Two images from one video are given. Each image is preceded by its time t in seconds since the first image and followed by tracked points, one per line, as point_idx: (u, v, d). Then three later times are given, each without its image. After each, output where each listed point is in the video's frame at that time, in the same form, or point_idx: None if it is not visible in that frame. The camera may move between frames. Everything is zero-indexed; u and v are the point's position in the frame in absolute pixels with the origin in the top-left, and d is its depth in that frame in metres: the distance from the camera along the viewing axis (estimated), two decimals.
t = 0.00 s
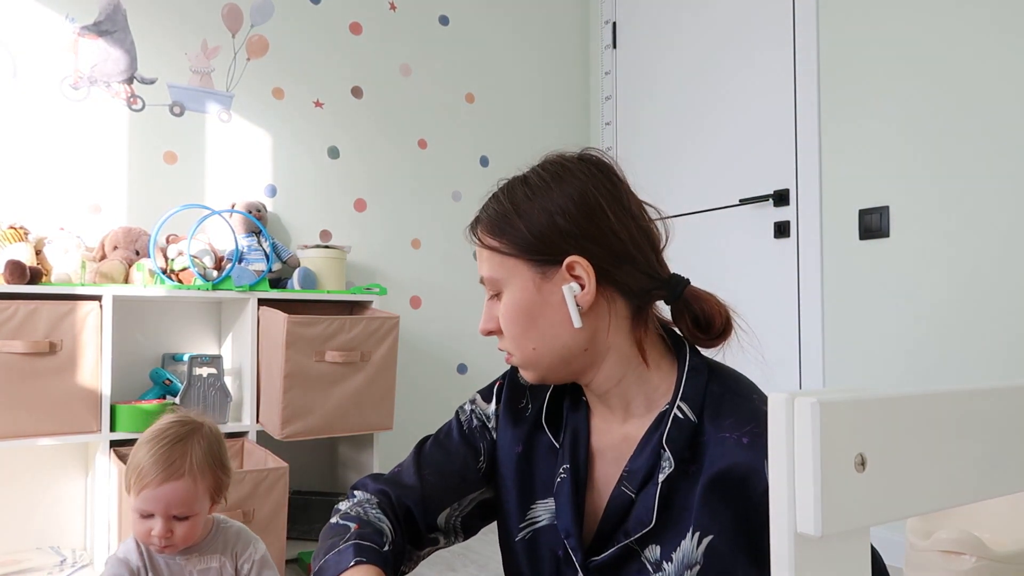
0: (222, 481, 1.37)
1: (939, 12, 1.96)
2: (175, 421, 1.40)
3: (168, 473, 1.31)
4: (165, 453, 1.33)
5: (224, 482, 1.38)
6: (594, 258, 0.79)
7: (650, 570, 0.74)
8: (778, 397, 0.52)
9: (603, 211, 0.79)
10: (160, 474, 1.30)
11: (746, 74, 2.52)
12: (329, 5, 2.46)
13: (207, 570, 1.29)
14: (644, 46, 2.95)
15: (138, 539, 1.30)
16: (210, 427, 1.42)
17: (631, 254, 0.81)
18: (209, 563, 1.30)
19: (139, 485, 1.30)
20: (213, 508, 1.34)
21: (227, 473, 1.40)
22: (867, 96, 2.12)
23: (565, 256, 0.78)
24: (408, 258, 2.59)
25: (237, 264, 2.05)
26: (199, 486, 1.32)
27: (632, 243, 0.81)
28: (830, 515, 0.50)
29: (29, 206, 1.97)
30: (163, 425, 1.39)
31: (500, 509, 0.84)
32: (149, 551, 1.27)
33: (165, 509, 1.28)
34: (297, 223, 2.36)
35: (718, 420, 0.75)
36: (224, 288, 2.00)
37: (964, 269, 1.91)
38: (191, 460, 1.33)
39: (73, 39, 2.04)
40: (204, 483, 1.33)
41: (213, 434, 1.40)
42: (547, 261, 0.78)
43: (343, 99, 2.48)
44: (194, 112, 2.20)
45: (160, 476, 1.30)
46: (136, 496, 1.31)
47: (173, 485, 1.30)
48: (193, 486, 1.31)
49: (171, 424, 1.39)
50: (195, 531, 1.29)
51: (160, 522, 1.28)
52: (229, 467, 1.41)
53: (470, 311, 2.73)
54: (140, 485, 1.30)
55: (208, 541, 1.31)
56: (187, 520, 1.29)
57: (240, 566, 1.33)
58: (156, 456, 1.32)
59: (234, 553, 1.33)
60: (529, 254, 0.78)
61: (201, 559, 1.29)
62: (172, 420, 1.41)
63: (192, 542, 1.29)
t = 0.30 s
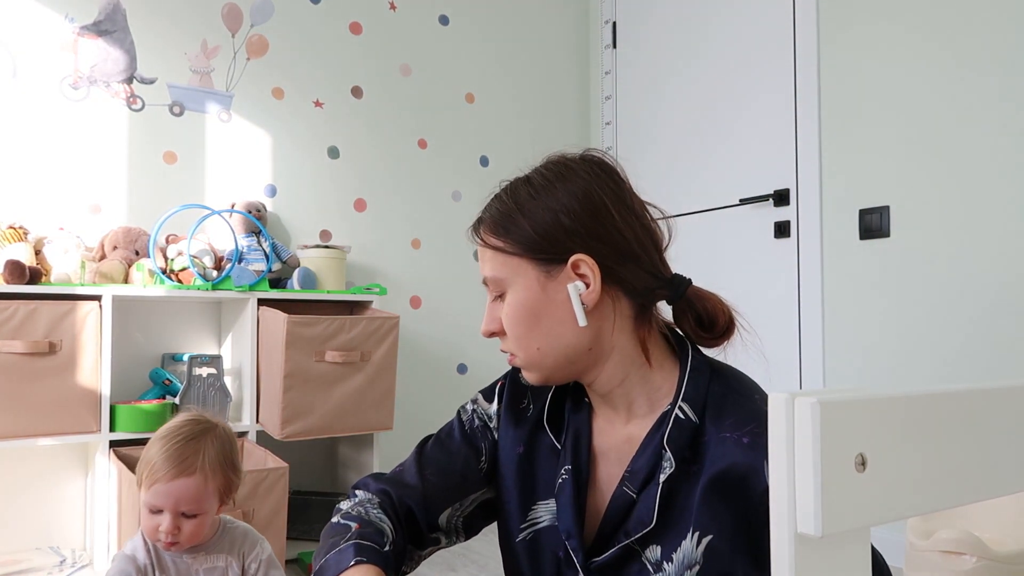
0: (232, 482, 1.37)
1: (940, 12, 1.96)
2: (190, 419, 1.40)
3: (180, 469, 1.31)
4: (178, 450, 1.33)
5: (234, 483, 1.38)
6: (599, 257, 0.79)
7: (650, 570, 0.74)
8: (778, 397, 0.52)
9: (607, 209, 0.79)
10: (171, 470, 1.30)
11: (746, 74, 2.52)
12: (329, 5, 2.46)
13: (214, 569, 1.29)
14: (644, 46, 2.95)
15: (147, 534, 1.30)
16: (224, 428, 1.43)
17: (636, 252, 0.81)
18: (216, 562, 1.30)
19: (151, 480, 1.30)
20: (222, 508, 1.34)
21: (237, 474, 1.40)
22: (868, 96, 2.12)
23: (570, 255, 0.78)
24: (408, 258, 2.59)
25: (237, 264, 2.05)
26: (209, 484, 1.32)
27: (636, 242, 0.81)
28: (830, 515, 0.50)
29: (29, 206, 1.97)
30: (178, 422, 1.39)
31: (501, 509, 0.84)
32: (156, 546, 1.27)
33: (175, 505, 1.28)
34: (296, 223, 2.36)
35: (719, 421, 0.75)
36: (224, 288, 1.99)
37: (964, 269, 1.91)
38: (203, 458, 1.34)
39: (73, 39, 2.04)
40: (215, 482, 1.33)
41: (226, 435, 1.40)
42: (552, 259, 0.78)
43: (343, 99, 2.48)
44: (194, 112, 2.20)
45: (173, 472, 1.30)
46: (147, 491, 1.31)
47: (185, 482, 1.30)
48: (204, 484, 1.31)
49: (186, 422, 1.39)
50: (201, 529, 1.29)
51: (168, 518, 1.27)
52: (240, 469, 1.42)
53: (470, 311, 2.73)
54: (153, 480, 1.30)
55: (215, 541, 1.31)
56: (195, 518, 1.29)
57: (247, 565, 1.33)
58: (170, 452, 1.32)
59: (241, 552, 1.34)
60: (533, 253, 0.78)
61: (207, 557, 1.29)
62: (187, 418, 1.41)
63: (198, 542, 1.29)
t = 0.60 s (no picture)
0: (230, 490, 1.36)
1: (940, 12, 1.96)
2: (190, 426, 1.40)
3: (176, 478, 1.31)
4: (173, 458, 1.32)
5: (231, 491, 1.37)
6: (603, 258, 0.79)
7: (650, 572, 0.74)
8: (778, 397, 0.52)
9: (611, 210, 0.79)
10: (167, 478, 1.31)
11: (746, 75, 2.52)
12: (329, 5, 2.46)
13: (218, 570, 1.30)
14: (644, 46, 2.95)
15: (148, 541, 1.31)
16: (223, 434, 1.42)
17: (639, 252, 0.81)
18: (220, 563, 1.30)
19: (147, 487, 1.31)
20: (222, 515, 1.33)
21: (236, 482, 1.39)
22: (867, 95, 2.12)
23: (574, 257, 0.78)
24: (408, 258, 2.59)
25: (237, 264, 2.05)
26: (205, 493, 1.31)
27: (639, 242, 0.81)
28: (830, 515, 0.50)
29: (29, 206, 1.97)
30: (177, 429, 1.39)
31: (502, 508, 0.85)
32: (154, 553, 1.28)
33: (169, 514, 1.28)
34: (297, 223, 2.36)
35: (719, 424, 0.75)
36: (224, 288, 2.00)
37: (964, 269, 1.91)
38: (198, 467, 1.33)
39: (73, 39, 2.04)
40: (211, 491, 1.32)
41: (224, 443, 1.39)
42: (557, 261, 0.78)
43: (343, 98, 2.48)
44: (194, 112, 2.20)
45: (168, 480, 1.30)
46: (143, 498, 1.31)
47: (180, 491, 1.30)
48: (199, 493, 1.31)
49: (185, 429, 1.39)
50: (199, 537, 1.29)
51: (164, 526, 1.28)
52: (239, 477, 1.40)
53: (470, 311, 2.73)
54: (150, 489, 1.31)
55: (218, 542, 1.31)
56: (192, 526, 1.28)
57: (253, 565, 1.33)
58: (166, 461, 1.32)
59: (246, 553, 1.34)
60: (537, 255, 0.78)
61: (211, 559, 1.30)
62: (187, 425, 1.41)
63: (199, 545, 1.29)
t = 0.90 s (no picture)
0: (232, 496, 1.36)
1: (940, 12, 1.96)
2: (194, 431, 1.39)
3: (177, 483, 1.30)
4: (175, 464, 1.32)
5: (232, 497, 1.36)
6: (606, 258, 0.79)
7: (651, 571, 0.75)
8: (778, 397, 0.52)
9: (613, 210, 0.80)
10: (169, 483, 1.30)
11: (746, 75, 2.52)
12: (329, 5, 2.46)
13: (220, 571, 1.30)
14: (644, 46, 2.95)
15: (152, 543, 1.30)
16: (227, 440, 1.41)
17: (641, 252, 0.81)
18: (223, 564, 1.31)
19: (150, 491, 1.31)
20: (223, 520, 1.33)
21: (238, 488, 1.38)
22: (867, 95, 2.12)
23: (576, 257, 0.78)
24: (408, 258, 2.59)
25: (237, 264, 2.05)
26: (204, 499, 1.31)
27: (642, 241, 0.81)
28: (830, 515, 0.50)
29: (29, 206, 1.97)
30: (181, 433, 1.38)
31: (502, 508, 0.85)
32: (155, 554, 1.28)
33: (169, 518, 1.28)
34: (297, 223, 2.36)
35: (721, 424, 0.75)
36: (224, 288, 2.00)
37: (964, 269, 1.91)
38: (199, 473, 1.32)
39: (73, 39, 2.04)
40: (211, 497, 1.32)
41: (227, 449, 1.38)
42: (560, 262, 0.78)
43: (343, 98, 2.48)
44: (194, 112, 2.20)
45: (170, 485, 1.30)
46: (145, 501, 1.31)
47: (180, 496, 1.29)
48: (200, 499, 1.30)
49: (188, 433, 1.38)
50: (200, 539, 1.29)
51: (164, 529, 1.28)
52: (241, 483, 1.39)
53: (470, 311, 2.73)
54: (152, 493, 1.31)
55: (222, 544, 1.32)
56: (192, 529, 1.28)
57: (258, 567, 1.34)
58: (168, 465, 1.32)
59: (251, 555, 1.34)
60: (540, 256, 0.78)
61: (214, 559, 1.30)
62: (192, 429, 1.40)
63: (200, 547, 1.30)
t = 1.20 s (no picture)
0: (225, 485, 1.37)
1: (940, 12, 1.96)
2: (177, 427, 1.40)
3: (172, 480, 1.30)
4: (167, 461, 1.32)
5: (227, 486, 1.38)
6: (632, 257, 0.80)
7: (652, 566, 0.74)
8: (778, 397, 0.52)
9: (641, 210, 0.81)
10: (164, 481, 1.30)
11: (746, 75, 2.52)
12: (329, 5, 2.47)
13: (214, 568, 1.30)
14: (644, 46, 2.95)
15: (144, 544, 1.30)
16: (211, 432, 1.42)
17: (662, 255, 0.83)
18: (216, 562, 1.30)
19: (144, 492, 1.31)
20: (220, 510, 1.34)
21: (230, 477, 1.39)
22: (867, 95, 2.12)
23: (608, 251, 0.78)
24: (408, 258, 2.59)
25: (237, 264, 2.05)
26: (202, 492, 1.32)
27: (663, 245, 0.83)
28: (830, 515, 0.51)
29: (29, 206, 1.97)
30: (165, 431, 1.38)
31: (502, 505, 0.85)
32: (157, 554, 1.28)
33: (169, 515, 1.28)
34: (296, 223, 2.36)
35: (723, 420, 0.75)
36: (224, 288, 2.00)
37: (964, 269, 1.91)
38: (193, 467, 1.33)
39: (73, 39, 2.04)
40: (207, 488, 1.33)
41: (213, 440, 1.39)
42: (589, 255, 0.77)
43: (343, 98, 2.48)
44: (194, 112, 2.20)
45: (165, 483, 1.30)
46: (139, 502, 1.31)
47: (177, 492, 1.30)
48: (197, 492, 1.31)
49: (172, 430, 1.39)
50: (200, 534, 1.30)
51: (164, 528, 1.28)
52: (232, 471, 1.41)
53: (470, 310, 2.73)
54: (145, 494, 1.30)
55: (216, 541, 1.32)
56: (192, 524, 1.29)
57: (253, 564, 1.33)
58: (159, 463, 1.32)
59: (244, 552, 1.33)
60: (570, 248, 0.77)
61: (208, 557, 1.30)
62: (175, 426, 1.41)
63: (199, 543, 1.30)
